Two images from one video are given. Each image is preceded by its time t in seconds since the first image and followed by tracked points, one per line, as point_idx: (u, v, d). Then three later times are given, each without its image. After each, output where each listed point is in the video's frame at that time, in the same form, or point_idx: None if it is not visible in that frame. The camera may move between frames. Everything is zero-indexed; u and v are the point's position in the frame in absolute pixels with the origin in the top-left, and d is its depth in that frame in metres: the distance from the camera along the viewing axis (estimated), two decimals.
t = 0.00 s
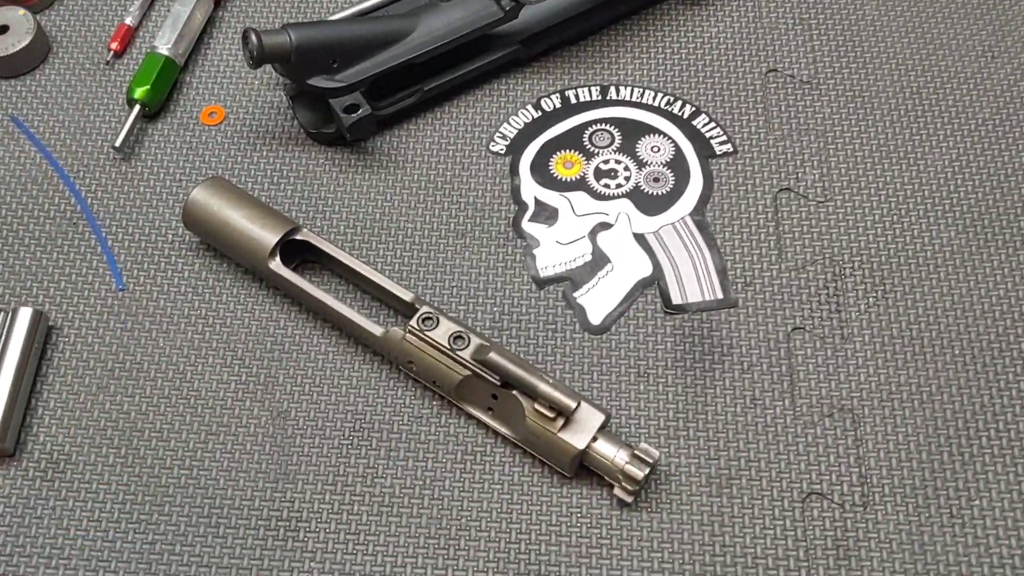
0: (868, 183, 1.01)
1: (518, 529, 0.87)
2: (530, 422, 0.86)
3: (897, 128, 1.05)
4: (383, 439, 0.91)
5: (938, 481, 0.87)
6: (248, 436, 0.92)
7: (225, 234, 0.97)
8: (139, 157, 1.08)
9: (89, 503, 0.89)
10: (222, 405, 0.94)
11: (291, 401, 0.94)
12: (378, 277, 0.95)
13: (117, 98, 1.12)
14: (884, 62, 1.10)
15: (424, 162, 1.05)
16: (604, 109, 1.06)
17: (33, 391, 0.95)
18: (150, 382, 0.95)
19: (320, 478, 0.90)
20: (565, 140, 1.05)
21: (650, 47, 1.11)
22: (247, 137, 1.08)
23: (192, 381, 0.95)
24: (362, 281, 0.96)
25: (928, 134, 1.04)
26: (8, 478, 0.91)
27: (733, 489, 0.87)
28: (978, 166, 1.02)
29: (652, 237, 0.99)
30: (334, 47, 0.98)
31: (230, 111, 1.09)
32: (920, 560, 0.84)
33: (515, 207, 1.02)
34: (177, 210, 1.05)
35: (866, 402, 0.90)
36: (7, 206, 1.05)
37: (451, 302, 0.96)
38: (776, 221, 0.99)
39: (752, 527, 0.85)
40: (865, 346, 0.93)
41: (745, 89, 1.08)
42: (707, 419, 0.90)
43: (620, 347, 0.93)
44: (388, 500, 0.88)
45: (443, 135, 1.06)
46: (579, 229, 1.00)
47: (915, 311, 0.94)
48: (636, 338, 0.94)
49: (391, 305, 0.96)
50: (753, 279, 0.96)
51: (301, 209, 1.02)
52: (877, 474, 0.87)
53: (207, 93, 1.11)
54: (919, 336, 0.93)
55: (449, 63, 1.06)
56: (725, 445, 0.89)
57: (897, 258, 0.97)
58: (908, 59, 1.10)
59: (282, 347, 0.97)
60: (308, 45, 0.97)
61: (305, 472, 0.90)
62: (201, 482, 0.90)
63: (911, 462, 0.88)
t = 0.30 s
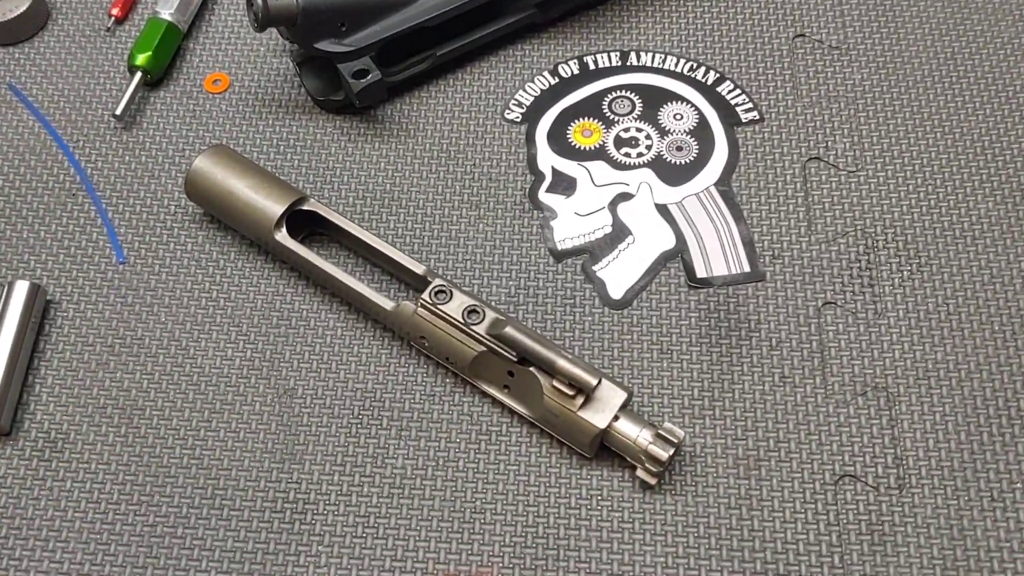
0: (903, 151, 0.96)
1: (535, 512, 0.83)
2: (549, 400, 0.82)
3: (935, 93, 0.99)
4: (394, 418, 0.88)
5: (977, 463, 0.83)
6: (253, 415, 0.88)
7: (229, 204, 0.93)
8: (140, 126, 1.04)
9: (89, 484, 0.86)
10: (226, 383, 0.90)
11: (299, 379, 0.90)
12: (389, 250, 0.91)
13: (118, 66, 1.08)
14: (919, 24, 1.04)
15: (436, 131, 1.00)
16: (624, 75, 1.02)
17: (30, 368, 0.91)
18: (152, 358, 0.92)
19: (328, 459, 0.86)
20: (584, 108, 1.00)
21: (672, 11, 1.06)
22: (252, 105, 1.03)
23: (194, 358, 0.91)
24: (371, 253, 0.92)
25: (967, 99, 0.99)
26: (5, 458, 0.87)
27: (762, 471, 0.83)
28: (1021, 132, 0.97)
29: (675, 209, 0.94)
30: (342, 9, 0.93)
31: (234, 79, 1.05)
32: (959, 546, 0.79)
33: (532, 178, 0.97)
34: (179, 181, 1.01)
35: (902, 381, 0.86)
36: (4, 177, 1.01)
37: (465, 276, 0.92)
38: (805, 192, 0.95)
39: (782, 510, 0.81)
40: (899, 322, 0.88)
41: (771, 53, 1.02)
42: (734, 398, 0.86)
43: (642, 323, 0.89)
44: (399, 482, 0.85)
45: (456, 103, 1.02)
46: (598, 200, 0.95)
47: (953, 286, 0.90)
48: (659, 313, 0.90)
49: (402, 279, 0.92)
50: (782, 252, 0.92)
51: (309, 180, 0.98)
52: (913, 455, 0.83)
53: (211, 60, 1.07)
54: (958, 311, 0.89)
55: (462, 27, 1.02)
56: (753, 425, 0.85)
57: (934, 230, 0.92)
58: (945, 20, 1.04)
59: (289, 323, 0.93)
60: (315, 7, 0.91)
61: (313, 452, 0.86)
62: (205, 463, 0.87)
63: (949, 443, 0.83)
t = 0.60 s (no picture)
0: (936, 120, 0.90)
1: (543, 503, 0.77)
2: (558, 383, 0.75)
3: (970, 58, 0.93)
4: (391, 403, 0.81)
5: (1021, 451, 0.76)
6: (239, 399, 0.82)
7: (214, 174, 0.87)
8: (122, 94, 0.97)
9: (62, 472, 0.80)
10: (211, 365, 0.84)
11: (289, 361, 0.84)
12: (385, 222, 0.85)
13: (100, 31, 1.02)
14: None
15: (437, 98, 0.94)
16: (637, 40, 0.95)
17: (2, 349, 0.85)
18: (132, 339, 0.85)
19: (320, 446, 0.80)
20: (594, 74, 0.94)
21: None
22: (241, 71, 0.97)
23: (177, 338, 0.85)
24: (367, 226, 0.86)
25: (1004, 65, 0.92)
26: None
27: (787, 459, 0.77)
28: None
29: (692, 181, 0.88)
30: None
31: (222, 44, 0.99)
32: (1003, 541, 0.73)
33: (538, 147, 0.91)
34: (163, 152, 0.94)
35: (938, 363, 0.80)
36: None
37: (467, 252, 0.86)
38: (831, 163, 0.88)
39: (810, 502, 0.75)
40: (934, 300, 0.82)
41: (794, 16, 0.96)
42: (757, 381, 0.79)
43: (657, 302, 0.83)
44: (396, 471, 0.78)
45: (458, 69, 0.95)
46: (610, 171, 0.89)
47: (992, 262, 0.83)
48: (676, 291, 0.84)
49: (400, 255, 0.86)
50: (807, 226, 0.86)
51: (301, 150, 0.92)
52: (950, 443, 0.77)
53: (198, 25, 1.01)
54: (997, 289, 0.82)
55: None
56: (778, 410, 0.78)
57: (970, 203, 0.86)
58: None
59: (279, 301, 0.87)
60: None
61: (303, 439, 0.80)
62: (188, 450, 0.80)
63: (990, 430, 0.77)
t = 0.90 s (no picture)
0: (953, 109, 0.86)
1: (545, 506, 0.72)
2: (561, 378, 0.71)
3: (989, 45, 0.89)
4: (383, 400, 0.77)
5: None
6: (223, 396, 0.78)
7: (199, 161, 0.83)
8: (106, 80, 0.93)
9: (34, 473, 0.75)
10: (194, 360, 0.79)
11: (276, 356, 0.79)
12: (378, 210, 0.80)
13: (84, 16, 0.98)
14: None
15: (434, 85, 0.91)
16: (642, 26, 0.92)
17: None
18: (112, 333, 0.81)
19: (307, 446, 0.75)
20: (598, 61, 0.90)
21: None
22: (230, 58, 0.94)
23: (159, 332, 0.81)
24: (360, 215, 0.82)
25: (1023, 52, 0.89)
26: None
27: (804, 460, 0.72)
28: None
29: (701, 170, 0.84)
30: None
31: (211, 30, 0.95)
32: None
33: (540, 136, 0.87)
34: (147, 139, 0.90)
35: (962, 359, 0.76)
36: None
37: (465, 244, 0.82)
38: (845, 152, 0.85)
39: (828, 505, 0.71)
40: (956, 293, 0.78)
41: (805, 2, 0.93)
42: (770, 378, 0.75)
43: (665, 295, 0.79)
44: (388, 472, 0.74)
45: (456, 56, 0.92)
46: (615, 160, 0.85)
47: (1016, 254, 0.79)
48: (684, 283, 0.79)
49: (395, 246, 0.82)
50: (821, 217, 0.82)
51: (292, 139, 0.88)
52: (976, 443, 0.73)
53: (186, 11, 0.97)
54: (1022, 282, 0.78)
55: None
56: (793, 409, 0.74)
57: (991, 194, 0.82)
58: None
59: (267, 294, 0.82)
60: None
61: (290, 438, 0.76)
62: (168, 449, 0.76)
63: (1018, 429, 0.73)
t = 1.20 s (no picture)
0: (965, 91, 0.82)
1: (537, 510, 0.67)
2: (555, 371, 0.66)
3: (1002, 25, 0.85)
4: (364, 396, 0.72)
5: None
6: (193, 393, 0.72)
7: (168, 142, 0.78)
8: (71, 60, 0.88)
9: None
10: (162, 354, 0.74)
11: (249, 350, 0.74)
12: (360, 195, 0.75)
13: None
14: None
15: (420, 66, 0.86)
16: (638, 3, 0.87)
17: None
18: (74, 325, 0.76)
19: (282, 446, 0.70)
20: (592, 40, 0.85)
21: None
22: (203, 36, 0.88)
23: (125, 324, 0.76)
24: (340, 200, 0.77)
25: None
26: None
27: (814, 460, 0.68)
28: None
29: (701, 152, 0.79)
30: None
31: (183, 8, 0.90)
32: None
33: (531, 118, 0.83)
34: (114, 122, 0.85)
35: (979, 352, 0.71)
36: None
37: (453, 231, 0.77)
38: (853, 135, 0.81)
39: (840, 507, 0.66)
40: (972, 283, 0.74)
41: None
42: (777, 373, 0.71)
43: (665, 284, 0.74)
44: (370, 473, 0.69)
45: (443, 35, 0.87)
46: (610, 142, 0.80)
47: None
48: (685, 272, 0.75)
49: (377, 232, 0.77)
50: (829, 203, 0.77)
51: (269, 122, 0.83)
52: (997, 441, 0.68)
53: None
54: None
55: None
56: (801, 405, 0.70)
57: (1007, 178, 0.78)
58: None
59: (241, 285, 0.77)
60: None
61: (264, 438, 0.70)
62: (133, 449, 0.70)
63: None
